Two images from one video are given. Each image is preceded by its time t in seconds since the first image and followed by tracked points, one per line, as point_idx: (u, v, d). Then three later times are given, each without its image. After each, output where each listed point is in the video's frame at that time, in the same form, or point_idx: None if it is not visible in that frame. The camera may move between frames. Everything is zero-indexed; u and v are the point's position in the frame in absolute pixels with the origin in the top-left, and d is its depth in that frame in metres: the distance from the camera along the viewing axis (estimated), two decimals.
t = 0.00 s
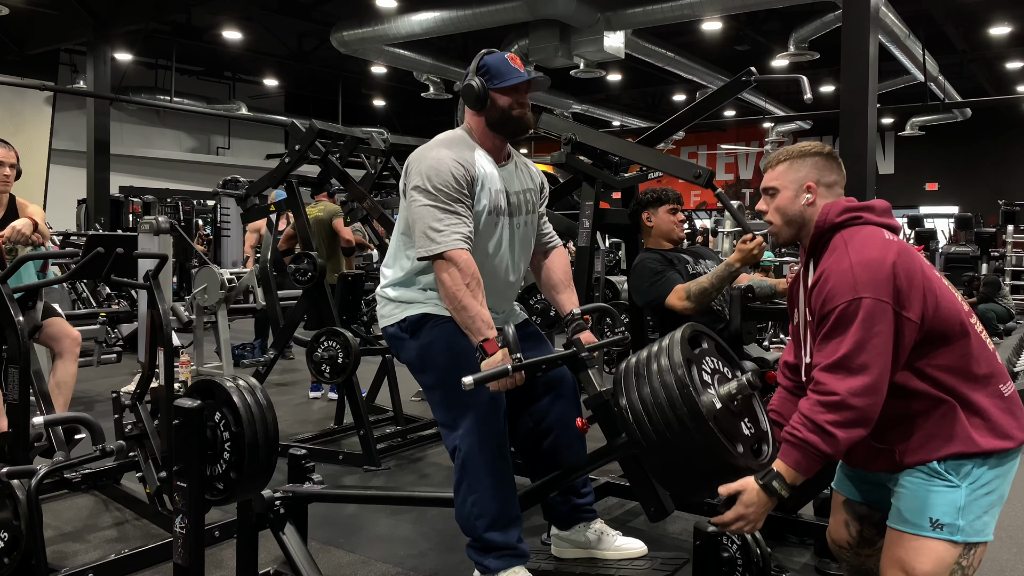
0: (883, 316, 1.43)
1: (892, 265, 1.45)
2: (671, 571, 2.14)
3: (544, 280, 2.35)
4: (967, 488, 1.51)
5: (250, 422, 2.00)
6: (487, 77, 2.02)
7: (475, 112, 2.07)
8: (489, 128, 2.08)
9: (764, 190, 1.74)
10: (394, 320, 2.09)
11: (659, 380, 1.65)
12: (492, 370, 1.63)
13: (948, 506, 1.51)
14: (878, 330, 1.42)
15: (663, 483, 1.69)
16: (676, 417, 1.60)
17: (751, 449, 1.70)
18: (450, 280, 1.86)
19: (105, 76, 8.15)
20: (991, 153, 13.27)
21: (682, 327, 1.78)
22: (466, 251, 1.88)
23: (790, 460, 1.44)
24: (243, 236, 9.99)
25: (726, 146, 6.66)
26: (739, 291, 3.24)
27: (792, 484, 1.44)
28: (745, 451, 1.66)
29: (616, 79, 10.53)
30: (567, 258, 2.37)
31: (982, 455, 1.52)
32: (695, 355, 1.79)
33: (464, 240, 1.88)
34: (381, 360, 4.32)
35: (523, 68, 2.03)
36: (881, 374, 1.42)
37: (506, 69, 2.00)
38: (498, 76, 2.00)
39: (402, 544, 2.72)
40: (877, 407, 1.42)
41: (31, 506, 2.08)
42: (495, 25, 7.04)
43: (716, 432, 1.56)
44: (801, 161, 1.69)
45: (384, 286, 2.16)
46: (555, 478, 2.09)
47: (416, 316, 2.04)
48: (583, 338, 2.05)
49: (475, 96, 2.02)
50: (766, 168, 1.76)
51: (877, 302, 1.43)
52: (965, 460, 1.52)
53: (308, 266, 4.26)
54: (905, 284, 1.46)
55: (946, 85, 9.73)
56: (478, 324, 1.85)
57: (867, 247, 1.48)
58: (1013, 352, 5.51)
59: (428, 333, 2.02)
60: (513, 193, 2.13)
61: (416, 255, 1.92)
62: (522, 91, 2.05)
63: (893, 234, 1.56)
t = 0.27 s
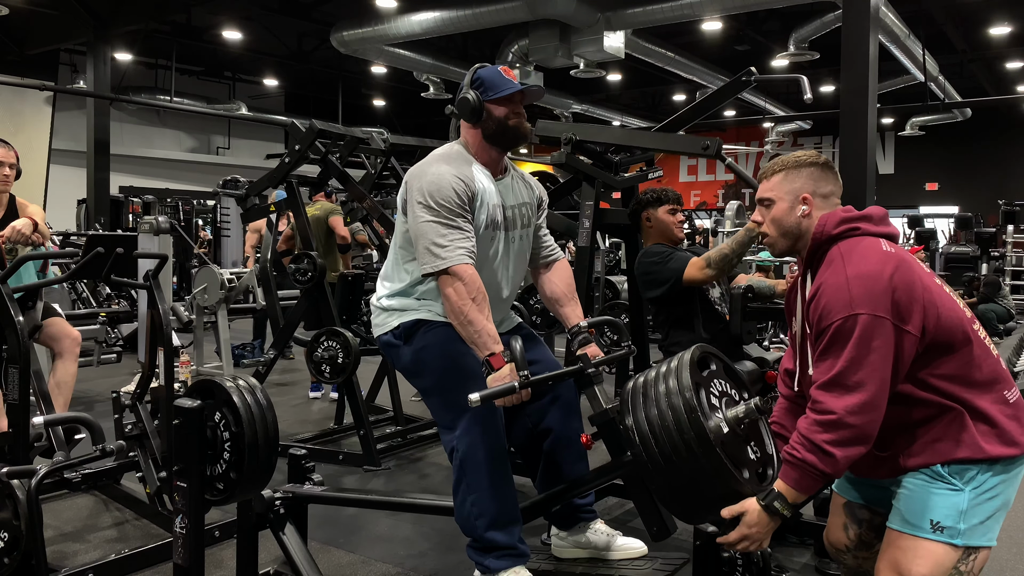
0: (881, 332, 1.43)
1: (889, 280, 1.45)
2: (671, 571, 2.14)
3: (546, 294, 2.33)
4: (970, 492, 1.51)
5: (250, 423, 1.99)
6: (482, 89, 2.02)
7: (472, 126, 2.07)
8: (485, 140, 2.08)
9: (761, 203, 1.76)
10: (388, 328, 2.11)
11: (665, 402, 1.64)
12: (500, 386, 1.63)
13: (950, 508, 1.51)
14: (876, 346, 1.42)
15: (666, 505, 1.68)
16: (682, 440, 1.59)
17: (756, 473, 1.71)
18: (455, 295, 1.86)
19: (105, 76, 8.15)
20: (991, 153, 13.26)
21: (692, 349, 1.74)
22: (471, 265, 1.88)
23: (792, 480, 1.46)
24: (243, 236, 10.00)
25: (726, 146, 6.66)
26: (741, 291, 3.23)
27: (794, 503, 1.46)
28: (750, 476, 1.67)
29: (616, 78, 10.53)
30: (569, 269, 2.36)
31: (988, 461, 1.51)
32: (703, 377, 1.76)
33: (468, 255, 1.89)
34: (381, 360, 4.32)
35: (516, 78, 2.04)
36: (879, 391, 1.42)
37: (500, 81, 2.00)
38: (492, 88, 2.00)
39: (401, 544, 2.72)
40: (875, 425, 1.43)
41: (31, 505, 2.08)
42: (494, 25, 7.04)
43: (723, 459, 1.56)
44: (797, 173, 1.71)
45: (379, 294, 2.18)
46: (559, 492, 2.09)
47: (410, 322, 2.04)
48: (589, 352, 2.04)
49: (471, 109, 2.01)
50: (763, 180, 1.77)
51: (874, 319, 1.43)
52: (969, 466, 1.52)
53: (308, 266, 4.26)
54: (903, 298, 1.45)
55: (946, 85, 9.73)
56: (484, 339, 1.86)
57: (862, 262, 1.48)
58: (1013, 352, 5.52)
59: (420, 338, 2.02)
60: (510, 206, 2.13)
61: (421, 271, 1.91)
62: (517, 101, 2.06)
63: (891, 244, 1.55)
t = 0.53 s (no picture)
0: (885, 338, 1.43)
1: (894, 286, 1.45)
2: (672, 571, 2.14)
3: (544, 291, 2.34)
4: (967, 495, 1.51)
5: (250, 423, 1.99)
6: (472, 90, 2.02)
7: (465, 125, 2.08)
8: (478, 139, 2.09)
9: (764, 207, 1.76)
10: (387, 330, 2.10)
11: (662, 398, 1.65)
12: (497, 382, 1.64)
13: (947, 509, 1.51)
14: (881, 352, 1.42)
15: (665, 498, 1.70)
16: (680, 436, 1.60)
17: (755, 469, 1.73)
18: (450, 293, 1.87)
19: (105, 76, 8.15)
20: (991, 153, 13.26)
21: (689, 345, 1.77)
22: (466, 264, 1.88)
23: (791, 481, 1.47)
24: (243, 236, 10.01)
25: (726, 146, 6.65)
26: (741, 291, 3.23)
27: (792, 503, 1.47)
28: (748, 471, 1.69)
29: (616, 78, 10.53)
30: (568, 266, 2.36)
31: (987, 465, 1.52)
32: (701, 374, 1.78)
33: (464, 254, 1.89)
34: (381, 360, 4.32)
35: (506, 77, 2.04)
36: (884, 398, 1.42)
37: (489, 80, 2.00)
38: (483, 87, 2.01)
39: (401, 544, 2.72)
40: (880, 431, 1.43)
41: (31, 505, 2.08)
42: (494, 26, 7.04)
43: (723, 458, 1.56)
44: (798, 178, 1.71)
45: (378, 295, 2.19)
46: (555, 490, 2.07)
47: (408, 322, 2.04)
48: (588, 350, 2.05)
49: (462, 110, 2.02)
50: (764, 184, 1.78)
51: (879, 326, 1.43)
52: (966, 469, 1.52)
53: (308, 266, 4.26)
54: (907, 304, 1.46)
55: (946, 85, 9.73)
56: (481, 336, 1.86)
57: (866, 267, 1.49)
58: (1012, 352, 5.53)
59: (419, 338, 2.02)
60: (506, 205, 2.14)
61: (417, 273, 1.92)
62: (509, 99, 2.06)
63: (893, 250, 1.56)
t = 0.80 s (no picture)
0: (893, 329, 1.43)
1: (902, 277, 1.46)
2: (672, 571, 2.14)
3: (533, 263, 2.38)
4: (966, 492, 1.51)
5: (249, 423, 1.98)
6: (496, 77, 1.98)
7: (478, 106, 2.04)
8: (487, 125, 2.06)
9: (774, 192, 1.75)
10: (392, 312, 2.09)
11: (645, 342, 1.64)
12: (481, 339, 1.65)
13: (946, 507, 1.51)
14: (888, 343, 1.43)
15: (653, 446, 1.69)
16: (662, 376, 1.59)
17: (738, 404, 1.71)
18: (427, 262, 1.86)
19: (105, 75, 8.15)
20: (991, 153, 13.26)
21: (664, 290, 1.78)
22: (443, 236, 1.88)
23: (791, 466, 1.47)
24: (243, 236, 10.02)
25: (726, 146, 6.66)
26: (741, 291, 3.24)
27: (790, 488, 1.49)
28: (733, 405, 1.67)
29: (616, 79, 10.53)
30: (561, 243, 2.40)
31: (986, 461, 1.52)
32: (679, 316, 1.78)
33: (443, 225, 1.89)
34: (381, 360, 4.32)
35: (533, 75, 2.01)
36: (887, 388, 1.43)
37: (516, 73, 1.97)
38: (506, 79, 1.97)
39: (401, 544, 2.73)
40: (882, 421, 1.43)
41: (31, 506, 2.08)
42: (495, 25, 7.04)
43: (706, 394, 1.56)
44: (809, 164, 1.71)
45: (382, 277, 2.18)
46: (539, 459, 2.03)
47: (414, 309, 2.03)
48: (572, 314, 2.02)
49: (480, 90, 1.99)
50: (776, 169, 1.77)
51: (889, 315, 1.43)
52: (965, 466, 1.52)
53: (308, 266, 4.27)
54: (914, 297, 1.46)
55: (946, 85, 9.74)
56: (463, 302, 1.84)
57: (877, 258, 1.49)
58: (1013, 352, 5.53)
59: (423, 329, 2.01)
60: (509, 182, 2.13)
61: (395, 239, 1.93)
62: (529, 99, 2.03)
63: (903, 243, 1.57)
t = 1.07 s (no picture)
0: (899, 327, 1.43)
1: (906, 275, 1.46)
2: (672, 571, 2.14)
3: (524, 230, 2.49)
4: (969, 489, 1.51)
5: (249, 423, 1.98)
6: (530, 75, 1.96)
7: (507, 101, 2.02)
8: (514, 122, 2.04)
9: (779, 183, 1.77)
10: (405, 304, 2.07)
11: (613, 272, 1.79)
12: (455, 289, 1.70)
13: (950, 506, 1.51)
14: (894, 340, 1.43)
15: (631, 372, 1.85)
16: (633, 301, 1.75)
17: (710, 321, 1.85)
18: (397, 217, 1.91)
19: (105, 75, 8.14)
20: (992, 153, 13.24)
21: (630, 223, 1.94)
22: (419, 200, 1.93)
23: (799, 463, 1.49)
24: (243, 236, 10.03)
25: (726, 146, 6.65)
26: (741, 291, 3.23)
27: (798, 484, 1.50)
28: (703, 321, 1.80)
29: (616, 79, 10.53)
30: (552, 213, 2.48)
31: (987, 457, 1.53)
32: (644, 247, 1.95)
33: (424, 191, 1.94)
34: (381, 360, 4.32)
35: (567, 76, 2.01)
36: (893, 386, 1.43)
37: (551, 74, 1.97)
38: (541, 79, 1.97)
39: (401, 544, 2.72)
40: (888, 418, 1.44)
41: (31, 506, 2.08)
42: (495, 25, 7.04)
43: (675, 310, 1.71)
44: (815, 157, 1.72)
45: (399, 265, 2.13)
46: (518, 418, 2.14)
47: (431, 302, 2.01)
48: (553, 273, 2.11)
49: (512, 86, 1.96)
50: (782, 161, 1.79)
51: (893, 312, 1.44)
52: (966, 463, 1.52)
53: (308, 266, 4.27)
54: (919, 294, 1.47)
55: (946, 85, 9.74)
56: (434, 260, 1.90)
57: (883, 254, 1.49)
58: (1013, 352, 5.52)
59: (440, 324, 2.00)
60: (524, 170, 2.08)
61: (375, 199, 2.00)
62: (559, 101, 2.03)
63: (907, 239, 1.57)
